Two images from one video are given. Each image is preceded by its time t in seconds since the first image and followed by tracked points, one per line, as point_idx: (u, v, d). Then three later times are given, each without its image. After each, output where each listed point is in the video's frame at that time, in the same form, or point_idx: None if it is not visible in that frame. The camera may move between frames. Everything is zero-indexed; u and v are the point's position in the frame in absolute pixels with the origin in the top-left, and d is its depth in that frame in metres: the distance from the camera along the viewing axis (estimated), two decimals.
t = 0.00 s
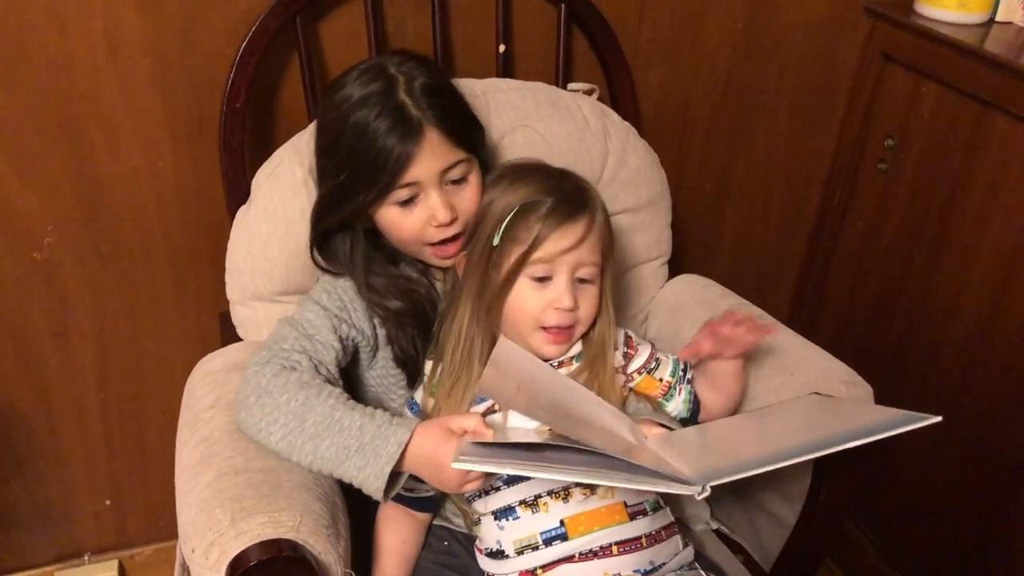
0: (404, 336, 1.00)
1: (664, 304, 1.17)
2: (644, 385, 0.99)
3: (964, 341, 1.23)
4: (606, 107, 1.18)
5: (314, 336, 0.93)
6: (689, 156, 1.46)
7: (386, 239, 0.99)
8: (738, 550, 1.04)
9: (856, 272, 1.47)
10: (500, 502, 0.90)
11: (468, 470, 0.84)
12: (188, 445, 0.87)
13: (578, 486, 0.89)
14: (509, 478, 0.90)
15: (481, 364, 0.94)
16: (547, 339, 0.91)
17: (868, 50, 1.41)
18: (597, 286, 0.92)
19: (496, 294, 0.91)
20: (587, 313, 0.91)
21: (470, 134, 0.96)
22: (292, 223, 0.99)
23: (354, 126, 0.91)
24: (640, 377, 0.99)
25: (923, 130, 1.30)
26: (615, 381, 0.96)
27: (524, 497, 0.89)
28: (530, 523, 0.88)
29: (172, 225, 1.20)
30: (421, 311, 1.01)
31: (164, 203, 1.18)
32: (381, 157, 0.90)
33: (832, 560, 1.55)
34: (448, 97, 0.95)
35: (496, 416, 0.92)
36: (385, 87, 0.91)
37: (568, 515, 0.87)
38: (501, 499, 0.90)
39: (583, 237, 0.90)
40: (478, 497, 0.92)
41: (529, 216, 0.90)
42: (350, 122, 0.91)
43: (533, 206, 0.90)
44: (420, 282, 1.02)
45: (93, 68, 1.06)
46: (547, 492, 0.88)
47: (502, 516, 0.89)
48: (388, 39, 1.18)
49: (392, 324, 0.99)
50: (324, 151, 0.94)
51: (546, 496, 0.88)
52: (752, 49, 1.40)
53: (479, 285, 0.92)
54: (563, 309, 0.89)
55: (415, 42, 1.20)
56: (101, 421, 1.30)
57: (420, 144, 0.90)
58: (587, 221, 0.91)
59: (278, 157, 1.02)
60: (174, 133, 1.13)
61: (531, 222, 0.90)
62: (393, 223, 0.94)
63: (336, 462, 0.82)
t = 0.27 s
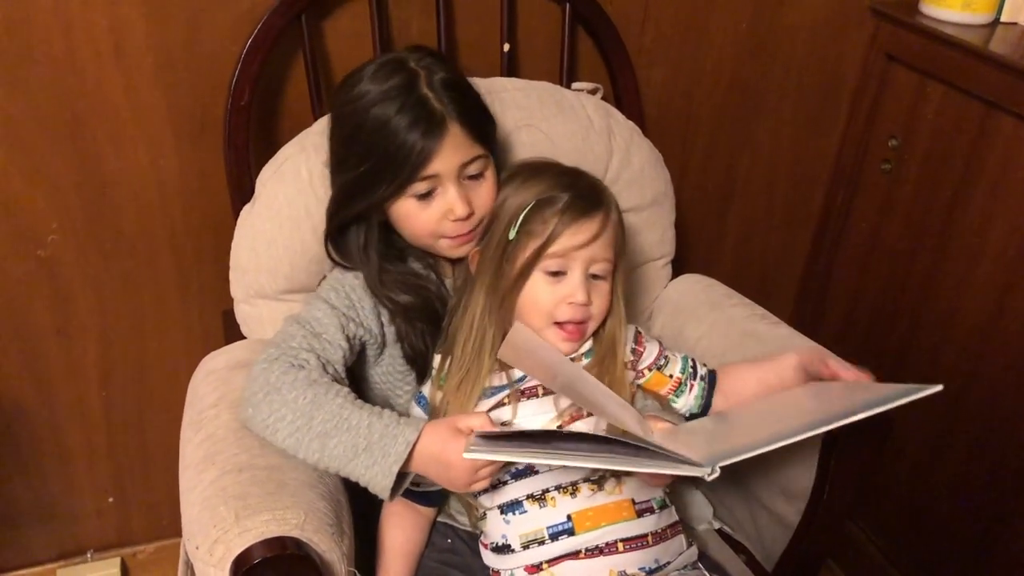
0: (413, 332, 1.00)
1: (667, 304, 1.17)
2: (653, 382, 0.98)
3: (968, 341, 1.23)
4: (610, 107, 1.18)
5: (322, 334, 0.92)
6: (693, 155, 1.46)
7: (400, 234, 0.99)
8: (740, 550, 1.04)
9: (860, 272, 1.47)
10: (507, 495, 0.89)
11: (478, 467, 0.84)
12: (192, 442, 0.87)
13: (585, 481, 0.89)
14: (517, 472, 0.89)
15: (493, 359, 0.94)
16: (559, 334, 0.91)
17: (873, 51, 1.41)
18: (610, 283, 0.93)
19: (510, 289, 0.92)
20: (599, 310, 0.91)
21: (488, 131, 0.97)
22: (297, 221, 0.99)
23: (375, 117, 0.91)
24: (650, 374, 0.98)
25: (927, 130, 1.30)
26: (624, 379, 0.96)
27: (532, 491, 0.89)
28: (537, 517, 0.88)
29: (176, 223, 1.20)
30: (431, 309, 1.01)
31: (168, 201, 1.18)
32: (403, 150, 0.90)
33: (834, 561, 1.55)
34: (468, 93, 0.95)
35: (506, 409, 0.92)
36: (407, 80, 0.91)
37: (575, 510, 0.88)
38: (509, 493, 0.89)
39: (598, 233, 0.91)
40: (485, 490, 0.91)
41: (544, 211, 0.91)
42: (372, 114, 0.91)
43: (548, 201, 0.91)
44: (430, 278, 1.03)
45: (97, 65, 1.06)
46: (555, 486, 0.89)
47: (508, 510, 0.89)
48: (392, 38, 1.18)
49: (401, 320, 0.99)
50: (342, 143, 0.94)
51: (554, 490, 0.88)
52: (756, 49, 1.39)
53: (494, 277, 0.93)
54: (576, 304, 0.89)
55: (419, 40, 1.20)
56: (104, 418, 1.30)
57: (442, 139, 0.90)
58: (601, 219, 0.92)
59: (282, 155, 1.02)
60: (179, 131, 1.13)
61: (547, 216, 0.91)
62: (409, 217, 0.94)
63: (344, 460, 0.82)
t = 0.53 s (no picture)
0: (424, 330, 1.00)
1: (669, 304, 1.17)
2: (659, 389, 0.98)
3: (970, 342, 1.23)
4: (613, 107, 1.18)
5: (330, 334, 0.92)
6: (695, 155, 1.46)
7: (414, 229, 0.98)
8: (742, 551, 1.04)
9: (862, 273, 1.47)
10: (513, 492, 0.90)
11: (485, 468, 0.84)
12: (194, 441, 0.87)
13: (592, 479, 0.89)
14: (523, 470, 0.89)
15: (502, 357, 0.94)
16: (570, 332, 0.91)
17: (875, 51, 1.41)
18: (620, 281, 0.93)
19: (523, 283, 0.92)
20: (609, 307, 0.91)
21: (503, 127, 0.97)
22: (300, 220, 0.99)
23: (393, 110, 0.90)
24: (656, 380, 0.98)
25: (929, 131, 1.30)
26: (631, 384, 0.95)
27: (537, 489, 0.89)
28: (541, 515, 0.88)
29: (178, 222, 1.20)
30: (440, 307, 1.01)
31: (171, 199, 1.18)
32: (421, 144, 0.90)
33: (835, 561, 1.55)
34: (484, 89, 0.95)
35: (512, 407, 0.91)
36: (425, 75, 0.91)
37: (580, 508, 0.87)
38: (514, 490, 0.89)
39: (614, 227, 0.91)
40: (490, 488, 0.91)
41: (558, 207, 0.91)
42: (390, 107, 0.90)
43: (561, 197, 0.92)
44: (439, 276, 1.03)
45: (100, 64, 1.06)
46: (560, 484, 0.88)
47: (513, 508, 0.89)
48: (395, 37, 1.18)
49: (410, 316, 0.99)
50: (357, 137, 0.93)
51: (559, 488, 0.88)
52: (759, 49, 1.39)
53: (506, 273, 0.93)
54: (587, 300, 0.89)
55: (422, 40, 1.20)
56: (106, 416, 1.30)
57: (459, 133, 0.90)
58: (615, 215, 0.92)
59: (285, 154, 1.02)
60: (181, 130, 1.13)
61: (561, 212, 0.91)
62: (424, 211, 0.94)
63: (348, 462, 0.82)
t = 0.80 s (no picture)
0: (426, 330, 1.00)
1: (670, 305, 1.17)
2: (659, 387, 0.98)
3: (971, 343, 1.23)
4: (615, 107, 1.18)
5: (330, 333, 0.92)
6: (696, 156, 1.46)
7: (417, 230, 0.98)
8: (743, 551, 1.05)
9: (863, 274, 1.47)
10: (515, 491, 0.90)
11: (485, 466, 0.84)
12: (195, 439, 0.87)
13: (593, 478, 0.89)
14: (525, 469, 0.89)
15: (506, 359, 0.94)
16: (572, 332, 0.91)
17: (877, 52, 1.41)
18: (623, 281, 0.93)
19: (525, 283, 0.91)
20: (611, 307, 0.91)
21: (504, 127, 0.97)
22: (302, 219, 0.99)
23: (394, 110, 0.91)
24: (656, 379, 0.98)
25: (931, 132, 1.30)
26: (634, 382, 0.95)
27: (539, 488, 0.89)
28: (543, 514, 0.88)
29: (180, 221, 1.20)
30: (443, 307, 1.01)
31: (173, 199, 1.18)
32: (423, 143, 0.90)
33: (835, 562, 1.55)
34: (485, 89, 0.95)
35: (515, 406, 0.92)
36: (425, 75, 0.91)
37: (581, 507, 0.87)
38: (516, 489, 0.90)
39: (616, 227, 0.91)
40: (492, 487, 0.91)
41: (559, 206, 0.91)
42: (390, 107, 0.91)
43: (562, 197, 0.92)
44: (442, 276, 1.03)
45: (102, 64, 1.07)
46: (562, 483, 0.88)
47: (515, 506, 0.89)
48: (396, 37, 1.19)
49: (412, 315, 0.99)
50: (359, 137, 0.94)
51: (561, 487, 0.88)
52: (760, 50, 1.39)
53: (508, 273, 0.93)
54: (589, 300, 0.89)
55: (424, 41, 1.20)
56: (107, 415, 1.30)
57: (461, 133, 0.91)
58: (617, 215, 0.92)
59: (286, 154, 1.02)
60: (183, 130, 1.14)
61: (562, 211, 0.91)
62: (426, 210, 0.94)
63: (346, 460, 0.82)
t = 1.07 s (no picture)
0: (425, 332, 1.00)
1: (669, 306, 1.17)
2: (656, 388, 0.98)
3: (970, 344, 1.23)
4: (614, 108, 1.18)
5: (328, 335, 0.92)
6: (695, 157, 1.46)
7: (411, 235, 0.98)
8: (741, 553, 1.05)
9: (862, 275, 1.47)
10: (514, 492, 0.90)
11: (484, 467, 0.84)
12: (194, 440, 0.88)
13: (591, 479, 0.89)
14: (523, 471, 0.89)
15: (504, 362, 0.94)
16: (564, 333, 0.92)
17: (876, 54, 1.41)
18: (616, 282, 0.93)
19: (517, 286, 0.92)
20: (604, 308, 0.91)
21: (499, 130, 0.97)
22: (301, 220, 0.99)
23: (387, 115, 0.91)
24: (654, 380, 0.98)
25: (930, 133, 1.30)
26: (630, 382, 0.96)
27: (538, 489, 0.89)
28: (542, 515, 0.88)
29: (180, 222, 1.20)
30: (442, 309, 1.01)
31: (173, 200, 1.18)
32: (416, 148, 0.90)
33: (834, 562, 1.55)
34: (479, 93, 0.95)
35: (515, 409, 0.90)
36: (419, 79, 0.91)
37: (580, 507, 0.88)
38: (515, 490, 0.90)
39: (608, 230, 0.92)
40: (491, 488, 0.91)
41: (551, 209, 0.91)
42: (384, 111, 0.91)
43: (554, 200, 0.92)
44: (439, 278, 1.03)
45: (102, 65, 1.07)
46: (561, 484, 0.88)
47: (514, 508, 0.89)
48: (396, 39, 1.19)
49: (410, 317, 0.99)
50: (354, 141, 0.94)
51: (560, 488, 0.88)
52: (759, 52, 1.40)
53: (502, 276, 0.93)
54: (581, 302, 0.89)
55: (423, 42, 1.21)
56: (107, 416, 1.31)
57: (454, 137, 0.91)
58: (609, 218, 0.92)
59: (286, 155, 1.02)
60: (183, 131, 1.14)
61: (553, 215, 0.91)
62: (419, 214, 0.94)
63: (345, 460, 0.82)
